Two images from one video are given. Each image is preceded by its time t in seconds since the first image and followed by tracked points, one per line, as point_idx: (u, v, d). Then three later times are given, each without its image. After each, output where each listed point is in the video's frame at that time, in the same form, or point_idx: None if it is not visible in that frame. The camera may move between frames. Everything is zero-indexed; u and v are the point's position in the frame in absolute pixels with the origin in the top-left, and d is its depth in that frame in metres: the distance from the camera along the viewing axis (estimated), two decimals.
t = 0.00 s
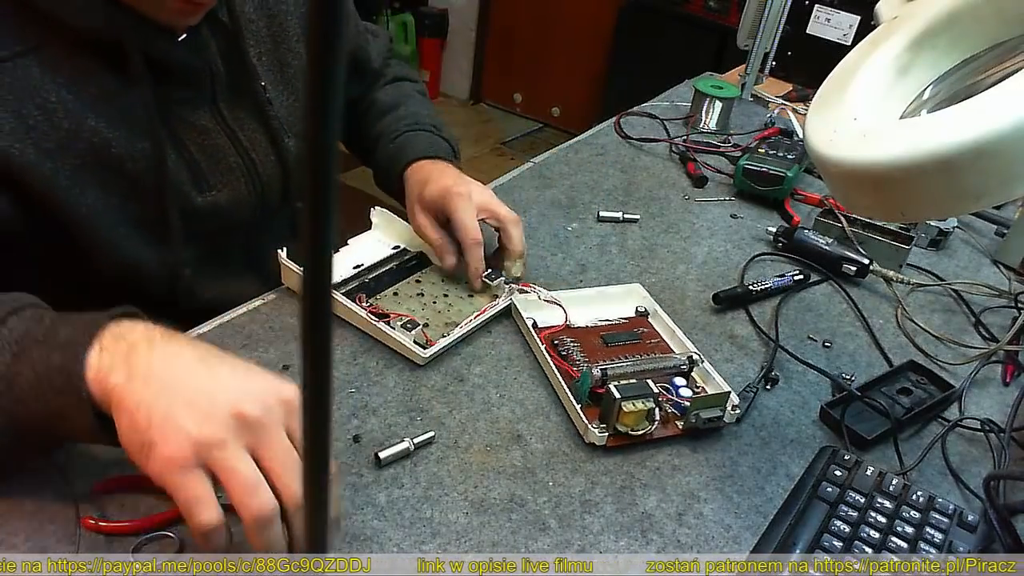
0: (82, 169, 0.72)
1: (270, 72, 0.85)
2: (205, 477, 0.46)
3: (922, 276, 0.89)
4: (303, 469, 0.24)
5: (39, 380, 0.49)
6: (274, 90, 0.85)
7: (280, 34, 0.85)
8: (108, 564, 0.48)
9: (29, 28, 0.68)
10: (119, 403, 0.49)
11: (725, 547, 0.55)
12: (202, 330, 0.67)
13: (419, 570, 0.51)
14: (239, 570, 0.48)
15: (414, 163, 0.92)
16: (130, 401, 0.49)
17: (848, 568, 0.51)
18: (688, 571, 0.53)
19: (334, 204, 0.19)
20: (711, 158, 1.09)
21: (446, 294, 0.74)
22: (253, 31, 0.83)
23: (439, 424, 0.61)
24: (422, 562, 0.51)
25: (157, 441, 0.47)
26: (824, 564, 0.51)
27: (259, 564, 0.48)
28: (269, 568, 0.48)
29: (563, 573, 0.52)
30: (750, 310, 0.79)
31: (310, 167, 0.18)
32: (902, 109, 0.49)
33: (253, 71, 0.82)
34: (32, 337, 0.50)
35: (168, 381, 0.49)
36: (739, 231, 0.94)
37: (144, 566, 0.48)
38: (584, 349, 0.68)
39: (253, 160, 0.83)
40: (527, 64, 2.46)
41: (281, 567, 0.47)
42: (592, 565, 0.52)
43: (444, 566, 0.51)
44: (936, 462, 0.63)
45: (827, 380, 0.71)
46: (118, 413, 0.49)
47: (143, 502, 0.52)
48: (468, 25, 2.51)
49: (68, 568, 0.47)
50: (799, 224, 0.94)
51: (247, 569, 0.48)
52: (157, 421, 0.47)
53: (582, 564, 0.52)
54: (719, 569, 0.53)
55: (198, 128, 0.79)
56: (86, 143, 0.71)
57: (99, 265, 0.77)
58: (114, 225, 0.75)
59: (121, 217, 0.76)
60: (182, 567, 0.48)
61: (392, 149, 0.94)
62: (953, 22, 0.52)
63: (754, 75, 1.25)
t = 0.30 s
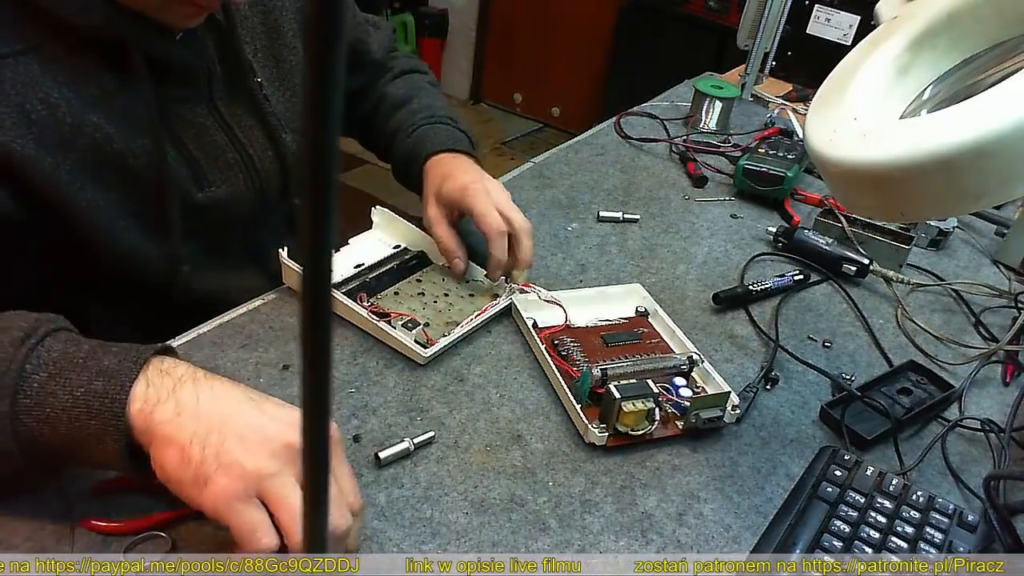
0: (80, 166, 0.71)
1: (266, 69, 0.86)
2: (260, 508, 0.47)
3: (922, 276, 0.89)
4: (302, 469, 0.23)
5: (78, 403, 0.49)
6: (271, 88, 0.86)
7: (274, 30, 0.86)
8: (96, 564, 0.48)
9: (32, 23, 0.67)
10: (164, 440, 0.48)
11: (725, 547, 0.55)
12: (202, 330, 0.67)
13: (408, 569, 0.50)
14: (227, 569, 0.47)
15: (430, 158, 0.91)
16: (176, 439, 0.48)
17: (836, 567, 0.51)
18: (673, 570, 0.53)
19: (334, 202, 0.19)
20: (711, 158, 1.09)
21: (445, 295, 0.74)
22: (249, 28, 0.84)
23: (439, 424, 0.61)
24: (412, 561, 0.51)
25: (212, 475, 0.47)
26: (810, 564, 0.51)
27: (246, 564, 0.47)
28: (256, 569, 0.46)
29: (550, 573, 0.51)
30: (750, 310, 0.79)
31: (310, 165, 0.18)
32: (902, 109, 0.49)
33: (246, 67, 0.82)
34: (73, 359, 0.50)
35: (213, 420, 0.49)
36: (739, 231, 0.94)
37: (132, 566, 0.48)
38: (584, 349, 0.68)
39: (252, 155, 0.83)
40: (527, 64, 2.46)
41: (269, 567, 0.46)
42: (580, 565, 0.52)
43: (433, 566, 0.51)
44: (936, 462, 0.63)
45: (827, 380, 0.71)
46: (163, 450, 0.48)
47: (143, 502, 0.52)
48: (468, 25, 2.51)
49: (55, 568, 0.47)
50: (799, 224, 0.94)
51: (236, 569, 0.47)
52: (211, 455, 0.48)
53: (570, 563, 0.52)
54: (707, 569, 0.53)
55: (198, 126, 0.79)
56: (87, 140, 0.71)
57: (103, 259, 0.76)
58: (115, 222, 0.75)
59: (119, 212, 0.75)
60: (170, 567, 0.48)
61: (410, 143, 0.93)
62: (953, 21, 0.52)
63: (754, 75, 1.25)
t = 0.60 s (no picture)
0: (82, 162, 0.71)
1: (268, 71, 0.85)
2: (374, 247, 0.54)
3: (922, 276, 0.89)
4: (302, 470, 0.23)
5: (185, 286, 0.51)
6: (273, 91, 0.86)
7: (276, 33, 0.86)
8: (85, 564, 0.48)
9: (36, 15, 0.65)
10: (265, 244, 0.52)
11: (725, 547, 0.55)
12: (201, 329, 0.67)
13: (396, 569, 0.50)
14: (215, 570, 0.48)
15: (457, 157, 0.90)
16: (276, 219, 0.53)
17: (825, 567, 0.51)
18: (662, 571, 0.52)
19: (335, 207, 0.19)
20: (711, 158, 1.09)
21: (446, 295, 0.74)
22: (252, 30, 0.84)
23: (439, 424, 0.61)
24: (400, 561, 0.51)
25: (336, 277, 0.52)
26: (801, 564, 0.51)
27: (235, 564, 0.49)
28: (245, 569, 0.49)
29: (538, 573, 0.51)
30: (750, 310, 0.79)
31: (310, 166, 0.18)
32: (903, 109, 0.49)
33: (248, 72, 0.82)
34: (166, 251, 0.51)
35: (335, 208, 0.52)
36: (739, 231, 0.94)
37: (120, 566, 0.48)
38: (585, 349, 0.68)
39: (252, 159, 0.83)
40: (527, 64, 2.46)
41: (257, 568, 0.49)
42: (568, 565, 0.52)
43: (420, 566, 0.51)
44: (936, 462, 0.63)
45: (827, 380, 0.71)
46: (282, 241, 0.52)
47: (142, 502, 0.52)
48: (468, 25, 2.51)
49: (44, 568, 0.47)
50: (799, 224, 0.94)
51: (224, 569, 0.48)
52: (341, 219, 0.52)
53: (557, 563, 0.52)
54: (696, 569, 0.53)
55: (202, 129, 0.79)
56: (88, 137, 0.69)
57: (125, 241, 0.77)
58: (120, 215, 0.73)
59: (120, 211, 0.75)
60: (156, 567, 0.48)
61: (441, 145, 0.92)
62: (953, 21, 0.52)
63: (754, 76, 1.25)
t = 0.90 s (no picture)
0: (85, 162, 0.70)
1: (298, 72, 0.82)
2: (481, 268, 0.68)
3: (922, 276, 0.89)
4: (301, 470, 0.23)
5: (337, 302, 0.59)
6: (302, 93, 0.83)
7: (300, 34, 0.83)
8: (74, 565, 0.47)
9: (66, 7, 0.61)
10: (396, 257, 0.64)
11: (725, 547, 0.55)
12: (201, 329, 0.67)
13: (385, 569, 0.50)
14: (205, 570, 0.48)
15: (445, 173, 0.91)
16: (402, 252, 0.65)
17: (813, 567, 0.51)
18: (652, 570, 0.52)
19: (334, 209, 0.19)
20: (711, 158, 1.09)
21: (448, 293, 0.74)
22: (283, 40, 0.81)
23: (439, 424, 0.61)
24: (389, 562, 0.51)
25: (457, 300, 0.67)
26: (788, 564, 0.51)
27: (225, 564, 0.49)
28: (234, 569, 0.48)
29: (526, 573, 0.51)
30: (750, 310, 0.79)
31: (310, 167, 0.18)
32: (902, 108, 0.49)
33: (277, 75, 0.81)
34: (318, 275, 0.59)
35: (452, 239, 0.67)
36: (739, 231, 0.94)
37: (110, 566, 0.48)
38: (584, 349, 0.68)
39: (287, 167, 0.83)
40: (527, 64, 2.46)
41: (247, 567, 0.49)
42: (569, 565, 0.52)
43: (409, 566, 0.51)
44: (936, 462, 0.63)
45: (827, 380, 0.71)
46: (408, 271, 0.64)
47: (142, 502, 0.52)
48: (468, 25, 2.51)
49: (33, 569, 0.47)
50: (799, 224, 0.94)
51: (213, 568, 0.48)
52: (458, 247, 0.67)
53: (546, 563, 0.52)
54: (684, 569, 0.53)
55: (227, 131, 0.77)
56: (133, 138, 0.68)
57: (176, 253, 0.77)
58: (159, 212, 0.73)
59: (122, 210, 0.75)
60: (147, 566, 0.48)
61: (409, 166, 0.92)
62: (953, 21, 0.52)
63: (754, 76, 1.25)
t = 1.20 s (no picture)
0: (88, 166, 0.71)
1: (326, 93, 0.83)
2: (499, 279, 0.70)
3: (922, 276, 0.89)
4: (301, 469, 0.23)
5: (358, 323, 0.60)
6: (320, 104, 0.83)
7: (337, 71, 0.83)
8: (61, 565, 0.47)
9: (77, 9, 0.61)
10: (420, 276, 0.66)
11: (725, 547, 0.55)
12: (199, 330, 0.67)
13: (372, 569, 0.50)
14: (192, 570, 0.48)
15: (469, 163, 0.93)
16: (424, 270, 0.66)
17: (799, 568, 0.51)
18: (637, 571, 0.52)
19: (333, 211, 0.19)
20: (711, 158, 1.09)
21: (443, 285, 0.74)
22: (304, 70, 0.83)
23: (439, 424, 0.61)
24: (375, 562, 0.51)
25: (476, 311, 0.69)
26: (775, 564, 0.51)
27: (211, 565, 0.49)
28: (221, 569, 0.48)
29: (512, 573, 0.51)
30: (750, 310, 0.79)
31: (310, 165, 0.18)
32: (902, 109, 0.49)
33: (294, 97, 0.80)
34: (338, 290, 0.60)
35: (471, 252, 0.69)
36: (739, 231, 0.94)
37: (97, 566, 0.48)
38: (585, 349, 0.68)
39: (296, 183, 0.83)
40: (526, 64, 2.46)
41: (234, 567, 0.49)
42: (569, 566, 0.52)
43: (397, 566, 0.50)
44: (936, 462, 0.63)
45: (827, 380, 0.71)
46: (433, 289, 0.65)
47: (142, 502, 0.52)
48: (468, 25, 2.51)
49: (20, 568, 0.47)
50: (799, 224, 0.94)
51: (200, 568, 0.48)
52: (478, 259, 0.69)
53: (534, 563, 0.52)
54: (671, 569, 0.53)
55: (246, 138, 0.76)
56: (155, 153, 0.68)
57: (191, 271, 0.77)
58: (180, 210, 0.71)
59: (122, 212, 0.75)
60: (132, 567, 0.48)
61: (436, 154, 0.93)
62: (953, 21, 0.52)
63: (754, 76, 1.25)
